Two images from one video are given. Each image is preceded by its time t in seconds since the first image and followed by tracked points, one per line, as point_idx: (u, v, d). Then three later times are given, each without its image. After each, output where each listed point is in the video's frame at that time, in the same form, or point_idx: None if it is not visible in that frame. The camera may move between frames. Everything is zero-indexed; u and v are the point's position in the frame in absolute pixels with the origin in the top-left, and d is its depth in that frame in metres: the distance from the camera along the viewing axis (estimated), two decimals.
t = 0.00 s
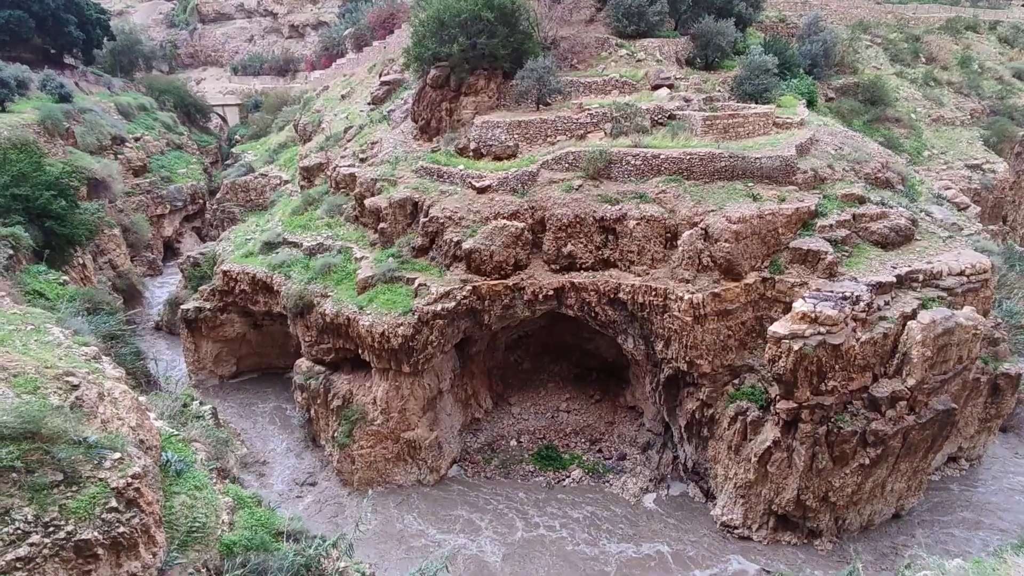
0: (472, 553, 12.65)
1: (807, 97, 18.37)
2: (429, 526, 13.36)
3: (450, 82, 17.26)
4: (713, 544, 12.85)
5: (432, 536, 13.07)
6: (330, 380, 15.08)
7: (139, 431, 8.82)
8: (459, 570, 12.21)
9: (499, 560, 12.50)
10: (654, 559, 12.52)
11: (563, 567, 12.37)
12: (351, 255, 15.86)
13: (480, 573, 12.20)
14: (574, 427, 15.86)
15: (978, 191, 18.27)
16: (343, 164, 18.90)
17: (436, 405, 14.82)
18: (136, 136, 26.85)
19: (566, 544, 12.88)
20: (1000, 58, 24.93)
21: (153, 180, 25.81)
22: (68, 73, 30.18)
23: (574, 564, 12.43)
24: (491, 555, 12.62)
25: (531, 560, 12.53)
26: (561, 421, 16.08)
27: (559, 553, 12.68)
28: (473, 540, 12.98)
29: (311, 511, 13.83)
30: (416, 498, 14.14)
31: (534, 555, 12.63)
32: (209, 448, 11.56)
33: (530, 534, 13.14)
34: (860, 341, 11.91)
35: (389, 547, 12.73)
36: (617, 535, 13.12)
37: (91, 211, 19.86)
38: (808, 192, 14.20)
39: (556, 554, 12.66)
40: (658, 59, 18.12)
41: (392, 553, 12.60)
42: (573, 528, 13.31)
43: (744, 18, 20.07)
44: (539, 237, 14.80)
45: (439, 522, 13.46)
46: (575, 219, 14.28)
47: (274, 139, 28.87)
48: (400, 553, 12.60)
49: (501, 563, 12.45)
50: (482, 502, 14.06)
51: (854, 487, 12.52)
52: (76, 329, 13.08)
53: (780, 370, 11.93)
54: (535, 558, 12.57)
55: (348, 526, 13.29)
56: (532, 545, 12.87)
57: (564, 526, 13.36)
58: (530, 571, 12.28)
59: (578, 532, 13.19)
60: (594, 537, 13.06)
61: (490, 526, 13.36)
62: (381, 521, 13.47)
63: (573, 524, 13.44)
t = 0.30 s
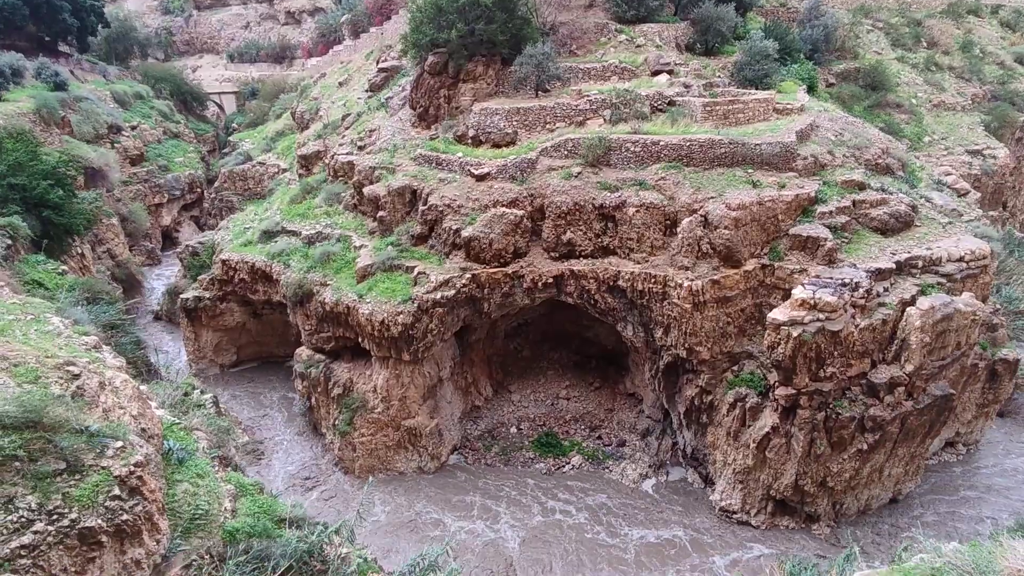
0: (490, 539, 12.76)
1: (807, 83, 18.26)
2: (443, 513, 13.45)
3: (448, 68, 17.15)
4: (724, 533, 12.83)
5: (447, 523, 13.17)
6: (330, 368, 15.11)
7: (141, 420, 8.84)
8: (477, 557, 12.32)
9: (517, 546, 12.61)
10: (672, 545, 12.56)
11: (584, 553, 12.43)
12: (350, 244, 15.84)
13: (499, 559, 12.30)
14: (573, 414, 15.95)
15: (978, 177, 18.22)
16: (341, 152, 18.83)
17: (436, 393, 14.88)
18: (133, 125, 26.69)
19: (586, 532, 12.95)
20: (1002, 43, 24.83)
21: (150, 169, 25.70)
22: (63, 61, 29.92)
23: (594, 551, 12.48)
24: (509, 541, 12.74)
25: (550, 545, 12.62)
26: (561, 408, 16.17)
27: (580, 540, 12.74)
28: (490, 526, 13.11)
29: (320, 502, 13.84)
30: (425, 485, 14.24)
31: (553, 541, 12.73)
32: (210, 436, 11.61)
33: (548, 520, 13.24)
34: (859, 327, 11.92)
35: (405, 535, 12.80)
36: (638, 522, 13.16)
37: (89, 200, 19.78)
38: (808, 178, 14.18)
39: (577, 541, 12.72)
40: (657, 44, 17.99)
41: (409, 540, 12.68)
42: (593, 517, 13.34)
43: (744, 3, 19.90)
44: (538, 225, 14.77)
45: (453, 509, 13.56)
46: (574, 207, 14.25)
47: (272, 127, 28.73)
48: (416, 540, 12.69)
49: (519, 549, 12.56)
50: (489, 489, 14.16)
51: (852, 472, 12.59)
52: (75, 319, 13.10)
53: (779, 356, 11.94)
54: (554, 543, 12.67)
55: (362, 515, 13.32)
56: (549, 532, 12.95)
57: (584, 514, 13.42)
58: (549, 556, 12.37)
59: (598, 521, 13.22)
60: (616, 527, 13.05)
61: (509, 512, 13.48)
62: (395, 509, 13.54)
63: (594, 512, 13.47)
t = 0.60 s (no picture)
0: (508, 527, 12.87)
1: (806, 69, 18.17)
2: (456, 501, 13.53)
3: (445, 56, 17.05)
4: (727, 520, 12.92)
5: (461, 511, 13.24)
6: (329, 358, 15.12)
7: (141, 411, 8.83)
8: (495, 545, 12.42)
9: (534, 534, 12.71)
10: (687, 533, 12.61)
11: (602, 541, 12.50)
12: (348, 234, 15.80)
13: (518, 546, 12.39)
14: (572, 403, 16.05)
15: (977, 164, 18.21)
16: (338, 142, 18.77)
17: (435, 382, 14.93)
18: (128, 115, 26.51)
19: (605, 520, 13.00)
20: (1000, 29, 24.81)
21: (146, 159, 25.55)
22: (56, 51, 29.65)
23: (613, 539, 12.54)
24: (527, 528, 12.86)
25: (568, 533, 12.70)
26: (560, 396, 16.27)
27: (598, 528, 12.81)
28: (507, 513, 13.21)
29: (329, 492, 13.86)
30: (432, 473, 14.35)
31: (570, 529, 12.82)
32: (210, 427, 11.64)
33: (565, 508, 13.36)
34: (856, 315, 11.94)
35: (420, 524, 12.88)
36: (653, 510, 13.22)
37: (85, 192, 19.68)
38: (806, 166, 14.18)
39: (595, 530, 12.77)
40: (655, 31, 17.88)
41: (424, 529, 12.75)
42: (610, 505, 13.39)
43: None
44: (536, 214, 14.76)
45: (467, 497, 13.65)
46: (572, 196, 14.23)
47: (267, 117, 28.59)
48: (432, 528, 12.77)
49: (537, 536, 12.64)
50: (499, 477, 14.25)
51: (848, 458, 12.67)
52: (73, 310, 13.09)
53: (776, 344, 11.96)
54: (573, 531, 12.75)
55: (375, 506, 13.36)
56: (565, 521, 13.02)
57: (602, 503, 13.47)
58: (568, 544, 12.45)
59: (616, 510, 13.25)
60: (633, 516, 13.09)
61: (525, 499, 13.60)
62: (409, 498, 13.60)
63: (610, 500, 13.52)
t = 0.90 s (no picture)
0: (524, 517, 12.93)
1: (803, 58, 18.11)
2: (468, 491, 13.59)
3: (440, 46, 16.96)
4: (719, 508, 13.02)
5: (475, 502, 13.30)
6: (326, 349, 15.12)
7: (138, 403, 8.81)
8: (511, 535, 12.48)
9: (549, 524, 12.76)
10: (703, 521, 12.66)
11: (618, 530, 12.55)
12: (344, 225, 15.76)
13: (535, 537, 12.46)
14: (569, 393, 16.15)
15: (973, 152, 18.21)
16: (333, 132, 18.67)
17: (433, 373, 14.96)
18: (120, 107, 26.30)
19: (623, 509, 13.06)
20: (997, 16, 24.90)
21: (139, 151, 25.38)
22: (47, 41, 29.34)
23: (628, 528, 12.60)
24: (543, 517, 12.93)
25: (582, 523, 12.77)
26: (557, 386, 16.35)
27: (615, 518, 12.86)
28: (522, 503, 13.30)
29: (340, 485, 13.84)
30: (434, 463, 14.44)
31: (585, 519, 12.88)
32: (208, 419, 11.66)
33: (582, 497, 13.44)
34: (852, 303, 11.98)
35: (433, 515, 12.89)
36: (674, 500, 13.28)
37: (78, 183, 19.55)
38: (802, 155, 14.17)
39: (612, 519, 12.83)
40: (651, 19, 17.78)
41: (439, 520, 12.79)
42: (627, 495, 13.44)
43: None
44: (532, 204, 14.73)
45: (480, 487, 13.72)
46: (569, 185, 14.20)
47: (262, 107, 28.41)
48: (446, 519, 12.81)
49: (554, 527, 12.70)
50: (509, 466, 14.32)
51: (844, 446, 12.75)
52: (69, 303, 13.04)
53: (772, 333, 12.01)
54: (588, 521, 12.80)
55: (383, 499, 13.35)
56: (578, 512, 13.05)
57: (619, 493, 13.52)
58: (581, 533, 12.52)
59: (636, 501, 13.28)
60: (635, 503, 13.21)
61: (539, 488, 13.69)
62: (420, 490, 13.62)
63: (626, 490, 13.57)
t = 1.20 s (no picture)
0: (537, 507, 13.00)
1: (798, 47, 18.08)
2: (480, 482, 13.64)
3: (434, 36, 16.88)
4: (711, 497, 13.10)
5: (487, 493, 13.36)
6: (322, 342, 15.10)
7: (134, 396, 8.79)
8: (526, 525, 12.56)
9: (562, 513, 12.84)
10: (717, 511, 12.72)
11: (633, 520, 12.61)
12: (339, 217, 15.71)
13: (551, 526, 12.53)
14: (565, 383, 16.22)
15: (967, 141, 18.23)
16: (327, 123, 18.56)
17: (429, 364, 14.98)
18: (111, 98, 26.05)
19: (638, 499, 13.13)
20: (991, 5, 25.32)
21: (131, 143, 25.17)
22: (36, 32, 28.99)
23: (643, 517, 12.67)
24: (556, 506, 13.02)
25: (596, 512, 12.85)
26: (553, 376, 16.42)
27: (630, 508, 12.92)
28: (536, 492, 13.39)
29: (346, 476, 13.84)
30: (439, 453, 14.50)
31: (599, 508, 12.95)
32: (205, 411, 11.66)
33: (595, 488, 13.47)
34: (846, 293, 12.03)
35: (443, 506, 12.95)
36: (688, 489, 13.33)
37: (70, 176, 19.40)
38: (798, 144, 14.17)
39: (627, 509, 12.90)
40: (646, 8, 17.72)
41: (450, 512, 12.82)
42: (642, 487, 13.45)
43: None
44: (527, 195, 14.71)
45: (492, 478, 13.77)
46: (564, 176, 14.17)
47: (255, 98, 28.21)
48: (458, 511, 12.86)
49: (567, 516, 12.77)
50: (519, 457, 14.38)
51: (837, 434, 12.86)
52: (63, 297, 12.98)
53: (767, 322, 12.06)
54: (602, 510, 12.88)
55: (391, 491, 13.40)
56: (592, 502, 13.11)
57: (632, 483, 13.55)
58: (595, 522, 12.60)
59: (648, 490, 13.34)
60: (636, 492, 13.31)
61: (553, 478, 13.76)
62: (430, 481, 13.67)
63: (638, 482, 13.59)
